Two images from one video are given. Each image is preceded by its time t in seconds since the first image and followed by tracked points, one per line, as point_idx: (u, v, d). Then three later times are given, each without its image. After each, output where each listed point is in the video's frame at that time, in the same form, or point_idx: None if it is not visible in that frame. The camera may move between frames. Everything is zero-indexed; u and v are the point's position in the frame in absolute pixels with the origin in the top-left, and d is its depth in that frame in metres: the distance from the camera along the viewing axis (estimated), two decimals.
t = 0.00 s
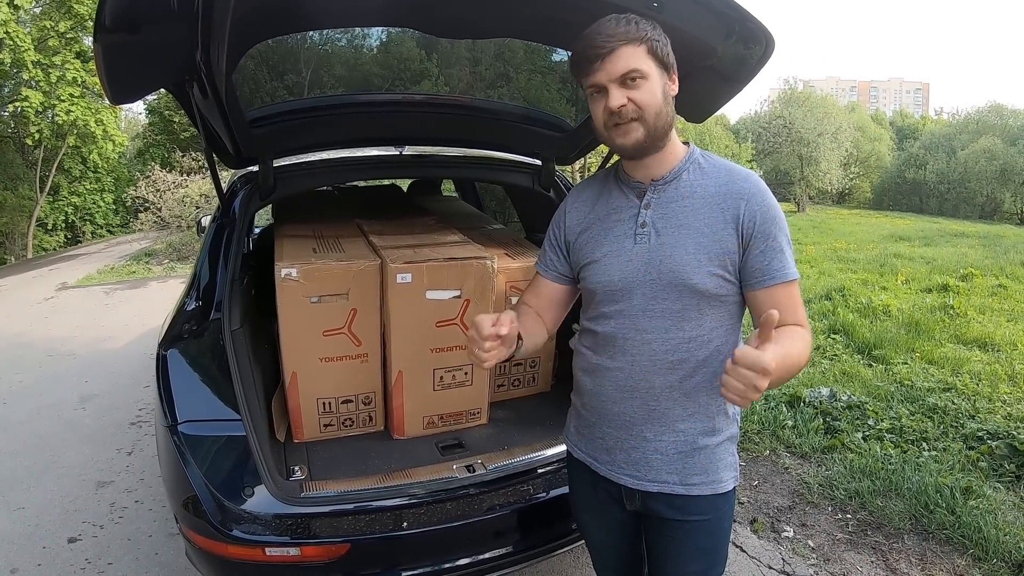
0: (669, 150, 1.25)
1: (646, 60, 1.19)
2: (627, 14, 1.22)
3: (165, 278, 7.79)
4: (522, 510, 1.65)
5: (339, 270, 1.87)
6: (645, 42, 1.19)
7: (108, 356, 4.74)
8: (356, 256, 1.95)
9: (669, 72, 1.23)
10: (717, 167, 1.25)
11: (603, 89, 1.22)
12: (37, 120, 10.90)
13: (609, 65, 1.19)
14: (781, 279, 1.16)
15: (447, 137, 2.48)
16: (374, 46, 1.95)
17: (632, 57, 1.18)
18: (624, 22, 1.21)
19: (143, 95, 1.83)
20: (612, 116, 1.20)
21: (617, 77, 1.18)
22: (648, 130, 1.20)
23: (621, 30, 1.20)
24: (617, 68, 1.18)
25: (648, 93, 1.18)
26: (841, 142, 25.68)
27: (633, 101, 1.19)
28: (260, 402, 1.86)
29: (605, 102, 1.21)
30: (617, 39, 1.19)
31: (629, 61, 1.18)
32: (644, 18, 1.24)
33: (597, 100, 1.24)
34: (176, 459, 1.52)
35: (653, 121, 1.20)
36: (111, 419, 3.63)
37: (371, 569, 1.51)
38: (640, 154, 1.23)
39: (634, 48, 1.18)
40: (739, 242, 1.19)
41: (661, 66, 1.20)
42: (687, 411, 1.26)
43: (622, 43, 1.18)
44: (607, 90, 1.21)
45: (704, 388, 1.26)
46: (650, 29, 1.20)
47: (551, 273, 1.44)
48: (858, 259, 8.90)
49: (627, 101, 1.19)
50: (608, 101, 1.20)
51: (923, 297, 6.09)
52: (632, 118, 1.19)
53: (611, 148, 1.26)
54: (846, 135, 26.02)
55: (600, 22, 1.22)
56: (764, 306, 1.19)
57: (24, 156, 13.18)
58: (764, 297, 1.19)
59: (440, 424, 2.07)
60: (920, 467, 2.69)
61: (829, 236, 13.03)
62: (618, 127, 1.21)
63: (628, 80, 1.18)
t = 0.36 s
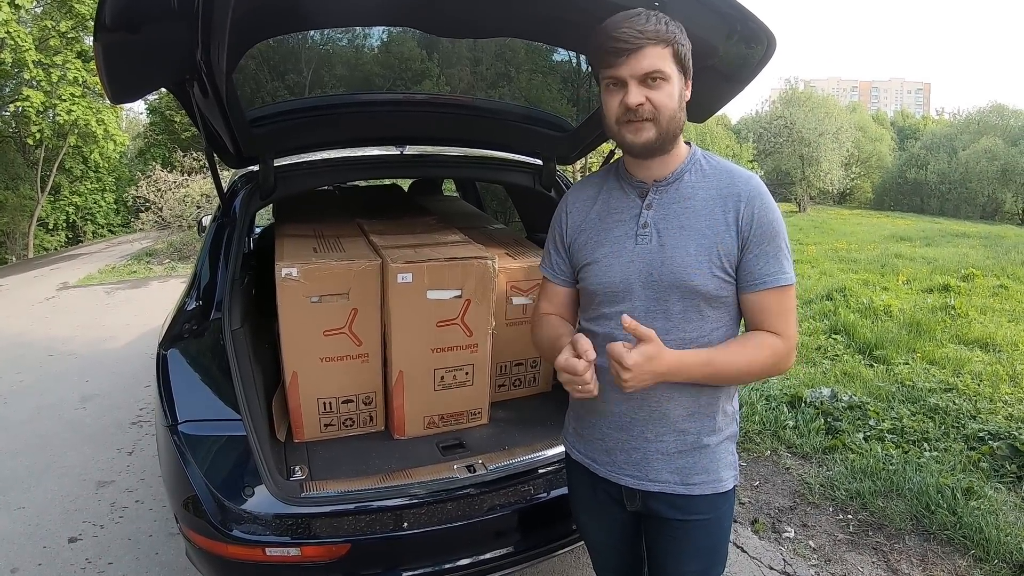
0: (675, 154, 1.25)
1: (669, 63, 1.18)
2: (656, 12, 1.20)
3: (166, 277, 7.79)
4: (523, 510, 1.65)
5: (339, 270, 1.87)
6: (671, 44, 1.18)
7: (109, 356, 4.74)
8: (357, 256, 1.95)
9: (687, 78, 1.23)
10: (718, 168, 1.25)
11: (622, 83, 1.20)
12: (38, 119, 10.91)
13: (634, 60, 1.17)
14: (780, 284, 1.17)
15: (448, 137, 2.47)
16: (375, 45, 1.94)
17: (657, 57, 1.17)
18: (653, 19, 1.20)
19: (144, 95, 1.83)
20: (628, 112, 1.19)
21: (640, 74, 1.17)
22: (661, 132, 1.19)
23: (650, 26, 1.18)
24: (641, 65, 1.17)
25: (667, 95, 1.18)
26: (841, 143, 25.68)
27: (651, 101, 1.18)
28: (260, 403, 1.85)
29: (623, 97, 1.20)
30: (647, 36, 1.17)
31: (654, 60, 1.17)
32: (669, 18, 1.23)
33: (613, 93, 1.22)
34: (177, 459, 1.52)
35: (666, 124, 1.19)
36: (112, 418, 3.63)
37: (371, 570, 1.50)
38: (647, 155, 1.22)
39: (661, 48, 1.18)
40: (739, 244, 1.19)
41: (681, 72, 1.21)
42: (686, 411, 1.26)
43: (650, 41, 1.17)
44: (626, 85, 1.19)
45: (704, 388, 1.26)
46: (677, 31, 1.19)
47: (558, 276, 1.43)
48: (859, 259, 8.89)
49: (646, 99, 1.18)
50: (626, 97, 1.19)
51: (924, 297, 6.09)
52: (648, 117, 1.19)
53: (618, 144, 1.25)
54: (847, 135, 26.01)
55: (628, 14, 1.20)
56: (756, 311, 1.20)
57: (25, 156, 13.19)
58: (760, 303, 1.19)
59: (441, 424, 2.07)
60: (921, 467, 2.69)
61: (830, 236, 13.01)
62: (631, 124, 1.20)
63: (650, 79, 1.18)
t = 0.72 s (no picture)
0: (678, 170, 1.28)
1: (689, 82, 1.19)
2: (693, 27, 1.20)
3: (169, 282, 7.81)
4: (526, 514, 1.66)
5: (343, 275, 1.88)
6: (699, 64, 1.19)
7: (113, 361, 4.76)
8: (360, 261, 1.96)
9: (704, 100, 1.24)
10: (718, 171, 1.26)
11: (642, 90, 1.21)
12: (41, 124, 10.97)
13: (660, 71, 1.17)
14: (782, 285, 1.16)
15: (450, 143, 2.49)
16: (377, 51, 1.96)
17: (680, 74, 1.18)
18: (690, 33, 1.19)
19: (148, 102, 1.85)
20: (641, 121, 1.20)
21: (661, 87, 1.18)
22: (668, 148, 1.21)
23: (687, 40, 1.18)
24: (666, 78, 1.18)
25: (681, 114, 1.20)
26: (843, 145, 25.70)
27: (665, 116, 1.19)
28: (265, 408, 1.86)
29: (639, 104, 1.21)
30: (679, 50, 1.17)
31: (680, 76, 1.18)
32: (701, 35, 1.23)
33: (628, 96, 1.22)
34: (181, 463, 1.53)
35: (674, 140, 1.21)
36: (116, 423, 3.65)
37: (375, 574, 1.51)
38: (647, 165, 1.24)
39: (689, 65, 1.18)
40: (739, 245, 1.20)
41: (700, 93, 1.22)
42: (687, 412, 1.27)
43: (683, 56, 1.17)
44: (646, 93, 1.20)
45: (704, 390, 1.26)
46: (705, 51, 1.20)
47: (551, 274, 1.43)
48: (861, 263, 8.89)
49: (660, 113, 1.19)
50: (642, 106, 1.20)
51: (926, 300, 6.09)
52: (658, 131, 1.20)
53: (622, 147, 1.26)
54: (848, 138, 26.02)
55: (667, 22, 1.20)
56: (767, 304, 1.18)
57: (28, 161, 13.24)
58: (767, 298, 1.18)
59: (444, 428, 2.08)
60: (924, 470, 2.69)
61: (831, 239, 13.01)
62: (639, 133, 1.22)
63: (669, 94, 1.19)
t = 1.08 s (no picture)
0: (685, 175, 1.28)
1: (708, 91, 1.19)
2: (712, 34, 1.20)
3: (166, 284, 7.80)
4: (524, 516, 1.66)
5: (341, 278, 1.88)
6: (717, 73, 1.19)
7: (110, 363, 4.75)
8: (358, 263, 1.96)
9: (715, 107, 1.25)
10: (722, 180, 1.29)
11: (660, 94, 1.19)
12: (38, 126, 10.95)
13: (681, 77, 1.16)
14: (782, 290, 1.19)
15: (448, 144, 2.49)
16: (374, 52, 1.95)
17: (701, 83, 1.18)
18: (710, 41, 1.19)
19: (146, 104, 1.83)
20: (657, 125, 1.19)
21: (681, 93, 1.17)
22: (680, 154, 1.21)
23: (708, 49, 1.18)
24: (687, 85, 1.17)
25: (695, 121, 1.20)
26: (839, 146, 25.75)
27: (681, 123, 1.19)
28: (262, 410, 1.86)
29: (656, 107, 1.19)
30: (702, 59, 1.16)
31: (698, 84, 1.17)
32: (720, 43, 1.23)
33: (646, 98, 1.20)
34: (179, 466, 1.53)
35: (686, 148, 1.21)
36: (113, 425, 3.64)
37: None
38: (656, 168, 1.23)
39: (707, 74, 1.18)
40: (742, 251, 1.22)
41: (714, 101, 1.22)
42: (686, 414, 1.27)
43: (703, 65, 1.16)
44: (664, 97, 1.19)
45: (703, 392, 1.27)
46: (725, 59, 1.19)
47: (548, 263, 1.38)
48: (858, 263, 8.91)
49: (677, 119, 1.18)
50: (661, 110, 1.18)
51: (923, 300, 6.09)
52: (673, 136, 1.19)
53: (633, 148, 1.25)
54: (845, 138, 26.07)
55: (688, 28, 1.19)
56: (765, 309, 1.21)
57: (25, 163, 13.22)
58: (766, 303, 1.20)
59: (441, 430, 2.07)
60: (922, 470, 2.69)
61: (828, 240, 13.03)
62: (654, 136, 1.20)
63: (687, 100, 1.18)
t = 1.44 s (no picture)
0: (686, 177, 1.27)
1: (699, 96, 1.17)
2: (697, 34, 1.17)
3: (161, 285, 7.77)
4: (520, 516, 1.65)
5: (336, 279, 1.88)
6: (706, 76, 1.17)
7: (105, 364, 4.73)
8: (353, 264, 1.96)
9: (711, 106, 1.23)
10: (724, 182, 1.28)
11: (650, 108, 1.18)
12: (32, 127, 10.90)
13: (668, 90, 1.15)
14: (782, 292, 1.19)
15: (443, 145, 2.49)
16: (369, 53, 1.95)
17: (690, 89, 1.16)
18: (695, 45, 1.16)
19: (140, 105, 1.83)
20: (651, 140, 1.19)
21: (670, 105, 1.16)
22: (678, 163, 1.21)
23: (692, 55, 1.15)
24: (675, 96, 1.15)
25: (689, 129, 1.19)
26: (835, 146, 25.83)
27: (676, 134, 1.18)
28: (257, 412, 1.85)
29: (648, 122, 1.19)
30: (688, 67, 1.14)
31: (688, 92, 1.16)
32: (706, 39, 1.19)
33: (637, 114, 1.20)
34: (174, 468, 1.52)
35: (684, 155, 1.21)
36: (107, 427, 3.62)
37: None
38: (657, 178, 1.24)
39: (696, 80, 1.16)
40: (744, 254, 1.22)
41: (707, 102, 1.20)
42: (685, 416, 1.27)
43: (689, 73, 1.15)
44: (654, 112, 1.18)
45: (701, 393, 1.27)
46: (713, 61, 1.17)
47: (549, 259, 1.37)
48: (853, 263, 8.93)
49: (670, 131, 1.18)
50: (652, 125, 1.18)
51: (918, 300, 6.11)
52: (669, 148, 1.19)
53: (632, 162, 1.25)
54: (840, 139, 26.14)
55: (670, 36, 1.16)
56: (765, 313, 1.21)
57: (19, 164, 13.17)
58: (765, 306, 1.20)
59: (436, 431, 2.07)
60: (917, 469, 2.70)
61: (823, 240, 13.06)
62: (650, 151, 1.20)
63: (678, 110, 1.17)
